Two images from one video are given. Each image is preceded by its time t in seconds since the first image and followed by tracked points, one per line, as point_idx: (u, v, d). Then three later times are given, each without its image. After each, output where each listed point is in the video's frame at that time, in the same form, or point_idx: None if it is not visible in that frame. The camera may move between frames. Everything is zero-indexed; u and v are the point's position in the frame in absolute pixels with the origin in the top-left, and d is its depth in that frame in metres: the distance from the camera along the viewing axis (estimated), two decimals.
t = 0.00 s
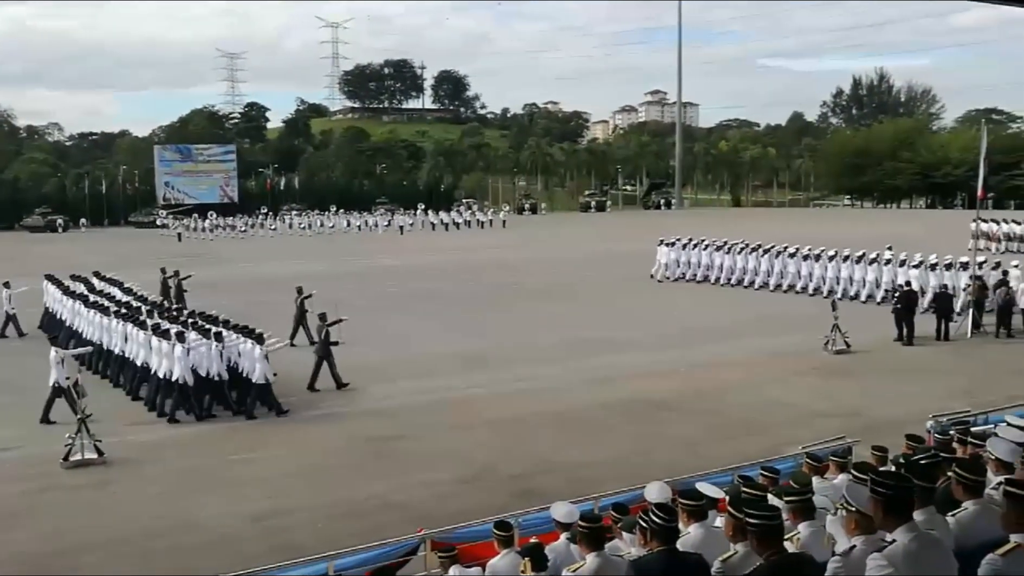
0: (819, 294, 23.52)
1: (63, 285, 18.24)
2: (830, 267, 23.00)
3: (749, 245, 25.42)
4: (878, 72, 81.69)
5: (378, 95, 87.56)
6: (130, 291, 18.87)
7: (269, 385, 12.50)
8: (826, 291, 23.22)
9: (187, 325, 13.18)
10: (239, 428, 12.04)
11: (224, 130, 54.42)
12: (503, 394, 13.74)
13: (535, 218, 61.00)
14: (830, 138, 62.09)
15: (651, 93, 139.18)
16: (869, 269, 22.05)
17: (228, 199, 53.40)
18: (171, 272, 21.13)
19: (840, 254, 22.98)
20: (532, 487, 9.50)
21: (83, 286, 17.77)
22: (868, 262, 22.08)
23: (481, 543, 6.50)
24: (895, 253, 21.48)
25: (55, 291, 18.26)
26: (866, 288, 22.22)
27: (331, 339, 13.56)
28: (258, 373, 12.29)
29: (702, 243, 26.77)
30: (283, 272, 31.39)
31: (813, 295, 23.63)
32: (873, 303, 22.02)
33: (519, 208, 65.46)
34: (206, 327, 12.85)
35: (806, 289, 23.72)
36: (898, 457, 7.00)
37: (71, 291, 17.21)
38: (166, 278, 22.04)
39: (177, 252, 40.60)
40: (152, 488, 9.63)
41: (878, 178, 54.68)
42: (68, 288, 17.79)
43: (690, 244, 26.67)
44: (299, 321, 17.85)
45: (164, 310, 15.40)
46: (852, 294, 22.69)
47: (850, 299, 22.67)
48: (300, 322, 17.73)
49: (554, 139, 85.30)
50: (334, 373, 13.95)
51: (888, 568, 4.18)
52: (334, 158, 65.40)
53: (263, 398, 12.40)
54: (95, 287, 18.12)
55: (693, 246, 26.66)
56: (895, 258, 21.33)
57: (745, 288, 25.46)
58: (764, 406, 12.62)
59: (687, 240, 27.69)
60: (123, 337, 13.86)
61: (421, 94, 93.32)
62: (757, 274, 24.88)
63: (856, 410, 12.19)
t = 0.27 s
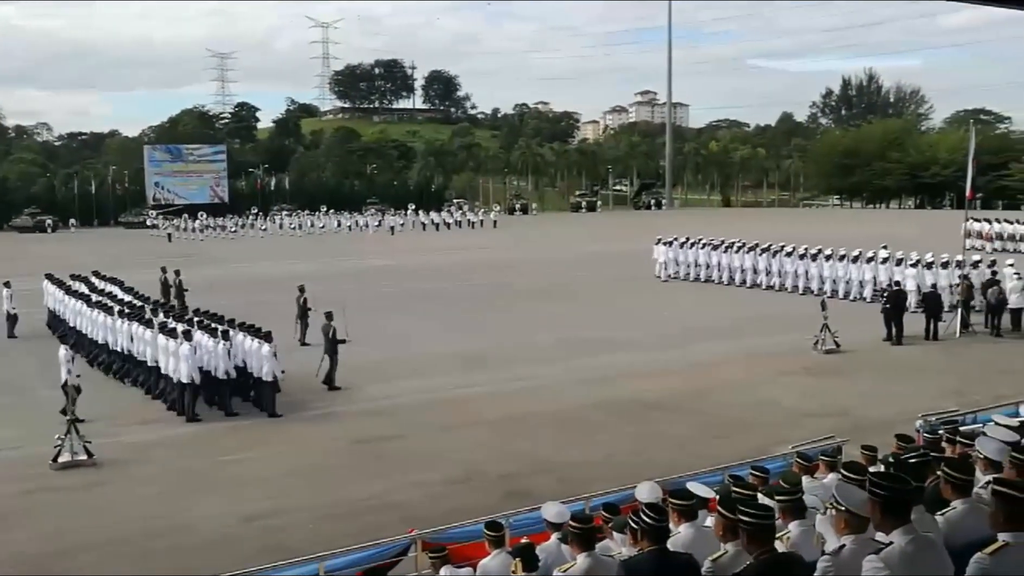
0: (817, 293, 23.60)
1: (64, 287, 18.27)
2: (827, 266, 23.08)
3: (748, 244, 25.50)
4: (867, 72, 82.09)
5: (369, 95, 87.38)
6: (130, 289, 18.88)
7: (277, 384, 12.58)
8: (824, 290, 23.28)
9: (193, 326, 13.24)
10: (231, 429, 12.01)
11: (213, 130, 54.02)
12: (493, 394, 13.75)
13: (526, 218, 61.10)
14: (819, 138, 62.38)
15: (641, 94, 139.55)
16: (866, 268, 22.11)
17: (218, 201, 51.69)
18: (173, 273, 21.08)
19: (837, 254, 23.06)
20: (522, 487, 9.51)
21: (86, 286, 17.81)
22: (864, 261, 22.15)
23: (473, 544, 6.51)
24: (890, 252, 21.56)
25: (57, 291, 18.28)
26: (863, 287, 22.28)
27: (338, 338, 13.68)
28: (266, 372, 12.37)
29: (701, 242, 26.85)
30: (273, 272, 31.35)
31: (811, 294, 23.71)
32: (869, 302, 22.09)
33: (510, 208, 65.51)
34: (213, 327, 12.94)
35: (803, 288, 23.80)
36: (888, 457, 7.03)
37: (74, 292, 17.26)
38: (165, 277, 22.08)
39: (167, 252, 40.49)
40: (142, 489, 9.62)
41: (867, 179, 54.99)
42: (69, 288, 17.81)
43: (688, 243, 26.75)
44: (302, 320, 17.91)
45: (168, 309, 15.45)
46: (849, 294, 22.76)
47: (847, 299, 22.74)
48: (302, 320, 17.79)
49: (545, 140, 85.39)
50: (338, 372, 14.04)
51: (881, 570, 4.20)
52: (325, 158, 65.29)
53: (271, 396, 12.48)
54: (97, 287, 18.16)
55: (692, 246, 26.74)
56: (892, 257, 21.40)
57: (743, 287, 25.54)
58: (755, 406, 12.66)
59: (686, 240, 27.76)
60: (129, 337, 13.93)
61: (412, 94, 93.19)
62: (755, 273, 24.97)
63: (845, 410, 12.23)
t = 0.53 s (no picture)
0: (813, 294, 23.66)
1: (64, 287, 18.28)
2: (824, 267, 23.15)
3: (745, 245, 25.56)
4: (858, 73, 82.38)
5: (360, 95, 86.99)
6: (130, 289, 18.88)
7: (283, 384, 12.65)
8: (821, 291, 23.35)
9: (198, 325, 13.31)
10: (221, 430, 11.99)
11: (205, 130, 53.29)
12: (486, 394, 13.75)
13: (519, 218, 61.10)
14: (811, 139, 62.54)
15: (633, 96, 139.98)
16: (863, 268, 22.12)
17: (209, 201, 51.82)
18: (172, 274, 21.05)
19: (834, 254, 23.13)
20: (514, 488, 9.52)
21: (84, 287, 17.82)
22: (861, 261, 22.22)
23: (465, 545, 6.50)
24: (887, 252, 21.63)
25: (56, 292, 18.29)
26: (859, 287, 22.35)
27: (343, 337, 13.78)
28: (272, 371, 12.44)
29: (698, 243, 26.90)
30: (265, 273, 31.29)
31: (807, 294, 23.77)
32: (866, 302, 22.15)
33: (503, 208, 65.49)
34: (218, 326, 13.00)
35: (800, 288, 23.86)
36: (877, 457, 7.06)
37: (74, 292, 17.28)
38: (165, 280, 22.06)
39: (158, 253, 40.35)
40: (133, 490, 9.60)
41: (858, 180, 55.18)
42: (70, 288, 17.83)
43: (685, 243, 26.81)
44: (304, 320, 17.97)
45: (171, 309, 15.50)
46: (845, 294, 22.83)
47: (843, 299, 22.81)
48: (304, 320, 17.84)
49: (537, 140, 85.40)
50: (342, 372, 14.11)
51: (878, 572, 4.19)
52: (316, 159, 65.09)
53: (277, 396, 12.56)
54: (97, 288, 18.16)
55: (689, 246, 26.79)
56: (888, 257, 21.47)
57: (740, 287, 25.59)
58: (746, 406, 12.68)
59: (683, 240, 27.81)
60: (134, 337, 13.98)
61: (404, 95, 93.01)
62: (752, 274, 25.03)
63: (837, 411, 12.26)
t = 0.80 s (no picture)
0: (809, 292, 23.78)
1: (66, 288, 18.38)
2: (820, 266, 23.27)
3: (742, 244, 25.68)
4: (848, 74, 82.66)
5: (350, 97, 86.84)
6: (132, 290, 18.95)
7: (289, 382, 12.77)
8: (817, 290, 23.46)
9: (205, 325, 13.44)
10: (213, 431, 11.98)
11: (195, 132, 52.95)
12: (477, 395, 13.77)
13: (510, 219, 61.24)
14: (800, 140, 62.83)
15: (625, 97, 140.27)
16: (858, 268, 22.23)
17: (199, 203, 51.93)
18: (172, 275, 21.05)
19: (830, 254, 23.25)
20: (505, 488, 9.52)
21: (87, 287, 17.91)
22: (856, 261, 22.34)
23: (455, 545, 6.51)
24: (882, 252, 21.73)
25: (59, 292, 18.38)
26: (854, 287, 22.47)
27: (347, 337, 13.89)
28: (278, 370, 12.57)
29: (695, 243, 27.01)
30: (256, 275, 31.28)
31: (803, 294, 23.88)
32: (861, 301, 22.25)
33: (494, 209, 65.58)
34: (225, 326, 13.13)
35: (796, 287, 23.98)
36: (867, 456, 7.09)
37: (77, 292, 17.38)
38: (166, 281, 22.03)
39: (148, 255, 40.30)
40: (123, 492, 9.59)
41: (847, 181, 55.43)
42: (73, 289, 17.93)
43: (681, 243, 26.92)
44: (306, 321, 18.07)
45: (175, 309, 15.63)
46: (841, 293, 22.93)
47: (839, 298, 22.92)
48: (306, 321, 17.94)
49: (528, 142, 85.53)
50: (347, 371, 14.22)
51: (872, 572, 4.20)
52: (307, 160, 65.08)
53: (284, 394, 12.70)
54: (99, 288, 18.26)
55: (685, 246, 26.90)
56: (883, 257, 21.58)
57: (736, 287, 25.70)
58: (736, 406, 12.72)
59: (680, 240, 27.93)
60: (140, 337, 14.10)
61: (394, 97, 92.94)
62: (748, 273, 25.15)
63: (827, 410, 12.29)
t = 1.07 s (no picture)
0: (809, 291, 23.85)
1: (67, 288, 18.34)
2: (820, 265, 23.36)
3: (741, 244, 25.77)
4: (840, 73, 82.95)
5: (343, 97, 86.60)
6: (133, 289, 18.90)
7: (296, 382, 12.84)
8: (816, 289, 23.55)
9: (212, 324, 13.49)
10: (207, 431, 11.96)
11: (188, 131, 52.68)
12: (470, 395, 13.76)
13: (504, 220, 61.29)
14: (793, 140, 63.00)
15: (618, 97, 140.50)
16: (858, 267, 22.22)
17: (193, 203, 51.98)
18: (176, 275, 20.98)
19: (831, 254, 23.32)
20: (498, 489, 9.52)
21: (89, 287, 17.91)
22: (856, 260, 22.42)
23: (449, 546, 6.50)
24: (880, 251, 21.83)
25: (61, 292, 18.36)
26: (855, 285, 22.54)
27: (354, 336, 13.97)
28: (286, 370, 12.63)
29: (693, 243, 27.07)
30: (249, 275, 31.19)
31: (802, 293, 23.95)
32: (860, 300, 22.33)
33: (487, 209, 65.60)
34: (232, 326, 13.19)
35: (795, 287, 24.06)
36: (859, 456, 7.12)
37: (81, 292, 17.36)
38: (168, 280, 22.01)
39: (140, 255, 40.15)
40: (116, 494, 9.56)
41: (839, 181, 55.55)
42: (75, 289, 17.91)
43: (680, 243, 26.97)
44: (310, 320, 18.10)
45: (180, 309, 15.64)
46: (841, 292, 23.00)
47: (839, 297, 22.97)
48: (311, 320, 17.99)
49: (521, 142, 85.55)
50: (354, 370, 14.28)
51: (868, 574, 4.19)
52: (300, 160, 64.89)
53: (292, 394, 12.73)
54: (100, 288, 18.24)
55: (684, 246, 26.96)
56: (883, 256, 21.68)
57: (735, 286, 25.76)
58: (728, 406, 12.75)
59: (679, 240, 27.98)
60: (146, 337, 14.15)
61: (387, 97, 92.79)
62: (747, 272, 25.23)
63: (820, 410, 12.32)
